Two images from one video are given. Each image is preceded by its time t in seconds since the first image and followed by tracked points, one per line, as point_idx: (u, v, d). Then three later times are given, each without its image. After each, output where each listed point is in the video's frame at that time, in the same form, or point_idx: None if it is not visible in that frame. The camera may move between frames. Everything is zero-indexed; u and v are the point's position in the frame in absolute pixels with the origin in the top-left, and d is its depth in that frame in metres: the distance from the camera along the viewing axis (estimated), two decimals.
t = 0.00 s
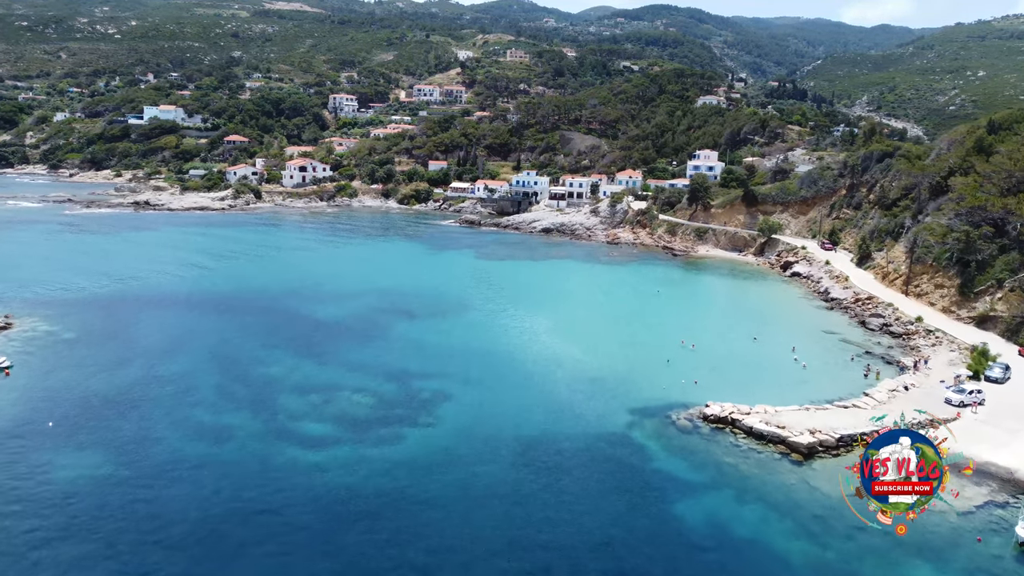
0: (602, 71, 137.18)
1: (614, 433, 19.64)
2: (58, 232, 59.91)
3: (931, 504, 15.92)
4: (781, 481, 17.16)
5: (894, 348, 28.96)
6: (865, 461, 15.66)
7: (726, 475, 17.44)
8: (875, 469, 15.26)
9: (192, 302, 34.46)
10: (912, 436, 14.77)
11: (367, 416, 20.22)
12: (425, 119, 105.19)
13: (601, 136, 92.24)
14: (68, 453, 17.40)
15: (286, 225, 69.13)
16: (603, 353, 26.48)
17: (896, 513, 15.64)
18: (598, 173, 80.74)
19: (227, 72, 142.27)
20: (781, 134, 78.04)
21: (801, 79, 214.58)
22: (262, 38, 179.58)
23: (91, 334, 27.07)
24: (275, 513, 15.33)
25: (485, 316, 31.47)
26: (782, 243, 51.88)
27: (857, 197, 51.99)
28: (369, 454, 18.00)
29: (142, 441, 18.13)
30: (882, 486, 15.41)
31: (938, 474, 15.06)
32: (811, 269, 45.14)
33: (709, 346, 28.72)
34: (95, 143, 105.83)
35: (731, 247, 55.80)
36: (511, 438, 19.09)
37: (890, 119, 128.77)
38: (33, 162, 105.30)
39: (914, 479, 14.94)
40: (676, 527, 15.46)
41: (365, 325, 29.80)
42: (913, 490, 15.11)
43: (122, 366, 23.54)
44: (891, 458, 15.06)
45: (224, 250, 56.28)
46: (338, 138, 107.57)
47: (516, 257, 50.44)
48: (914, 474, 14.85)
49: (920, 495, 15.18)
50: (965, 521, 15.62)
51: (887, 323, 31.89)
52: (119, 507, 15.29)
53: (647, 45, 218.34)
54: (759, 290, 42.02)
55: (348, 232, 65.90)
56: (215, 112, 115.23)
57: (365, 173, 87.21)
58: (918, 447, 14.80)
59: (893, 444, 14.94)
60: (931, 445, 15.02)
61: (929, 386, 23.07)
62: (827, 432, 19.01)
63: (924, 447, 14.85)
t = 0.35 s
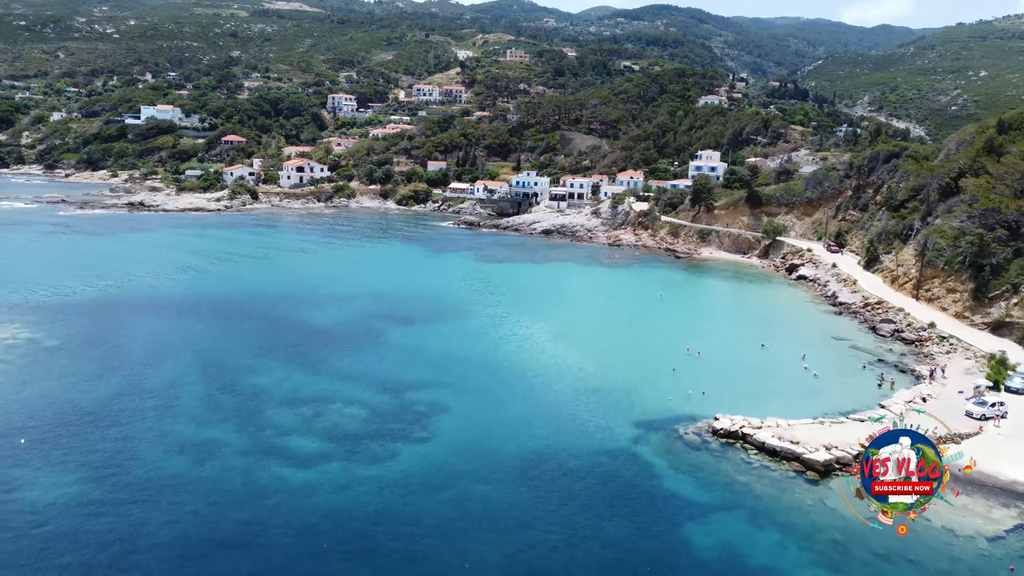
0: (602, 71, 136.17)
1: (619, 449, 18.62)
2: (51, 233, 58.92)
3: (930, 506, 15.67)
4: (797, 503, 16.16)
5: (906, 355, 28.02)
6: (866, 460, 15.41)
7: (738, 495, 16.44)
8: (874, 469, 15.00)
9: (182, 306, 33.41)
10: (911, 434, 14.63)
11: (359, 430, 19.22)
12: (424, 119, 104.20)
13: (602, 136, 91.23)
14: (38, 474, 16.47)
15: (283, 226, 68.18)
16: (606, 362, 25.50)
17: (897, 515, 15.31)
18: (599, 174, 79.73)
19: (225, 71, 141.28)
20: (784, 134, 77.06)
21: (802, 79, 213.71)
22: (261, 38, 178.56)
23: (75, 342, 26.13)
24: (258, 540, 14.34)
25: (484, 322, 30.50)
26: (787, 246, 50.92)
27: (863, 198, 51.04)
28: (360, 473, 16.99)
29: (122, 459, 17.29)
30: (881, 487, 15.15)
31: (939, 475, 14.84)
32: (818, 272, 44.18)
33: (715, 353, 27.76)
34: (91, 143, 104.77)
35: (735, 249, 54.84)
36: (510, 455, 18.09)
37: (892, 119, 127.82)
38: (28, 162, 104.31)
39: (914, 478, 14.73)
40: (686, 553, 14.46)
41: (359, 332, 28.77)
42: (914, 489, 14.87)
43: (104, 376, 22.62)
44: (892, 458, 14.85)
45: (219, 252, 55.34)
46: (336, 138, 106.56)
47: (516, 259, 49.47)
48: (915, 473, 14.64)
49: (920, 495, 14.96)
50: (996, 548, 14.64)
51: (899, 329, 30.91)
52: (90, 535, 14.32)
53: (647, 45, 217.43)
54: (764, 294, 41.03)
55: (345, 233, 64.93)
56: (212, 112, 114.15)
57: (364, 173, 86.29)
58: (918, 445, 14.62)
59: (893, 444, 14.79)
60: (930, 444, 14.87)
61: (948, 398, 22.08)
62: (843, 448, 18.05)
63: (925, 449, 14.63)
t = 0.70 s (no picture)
0: (603, 71, 135.02)
1: (623, 469, 17.51)
2: (42, 234, 57.86)
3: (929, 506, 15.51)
4: (816, 529, 15.09)
5: (921, 364, 26.92)
6: (863, 460, 15.16)
7: (753, 521, 15.36)
8: (875, 469, 14.77)
9: (170, 311, 32.31)
10: (914, 434, 14.48)
11: (349, 447, 18.11)
12: (423, 118, 103.14)
13: (602, 136, 90.13)
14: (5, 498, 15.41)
15: (281, 228, 67.11)
16: (609, 372, 24.42)
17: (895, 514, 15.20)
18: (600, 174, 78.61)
19: (223, 71, 140.12)
20: (787, 134, 75.99)
21: (803, 79, 212.55)
22: (260, 37, 177.40)
23: (56, 350, 25.08)
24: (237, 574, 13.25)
25: (482, 329, 29.42)
26: (792, 248, 49.84)
27: (870, 199, 49.97)
28: (349, 498, 15.88)
29: (96, 482, 16.24)
30: (882, 486, 14.90)
31: (939, 474, 14.77)
32: (825, 275, 43.12)
33: (723, 362, 26.68)
34: (86, 143, 103.64)
35: (739, 251, 53.77)
36: (509, 475, 16.99)
37: (893, 119, 126.74)
38: (24, 162, 103.23)
39: (915, 478, 14.63)
40: None
41: (352, 339, 27.66)
42: (914, 490, 14.75)
43: (83, 387, 21.57)
44: (892, 458, 14.75)
45: (214, 253, 54.26)
46: (335, 138, 105.48)
47: (516, 261, 48.37)
48: (915, 474, 14.55)
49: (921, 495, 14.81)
50: None
51: (912, 336, 29.81)
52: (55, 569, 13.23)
53: (648, 45, 216.37)
54: (771, 298, 39.96)
55: (343, 234, 63.87)
56: (209, 112, 112.98)
57: (362, 173, 85.25)
58: (918, 447, 14.54)
59: (893, 444, 14.63)
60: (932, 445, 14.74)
61: (970, 411, 20.97)
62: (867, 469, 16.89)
63: (925, 449, 14.61)
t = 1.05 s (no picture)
0: (603, 71, 134.02)
1: (629, 490, 16.48)
2: (35, 235, 56.90)
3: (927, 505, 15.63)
4: (835, 555, 14.12)
5: (937, 373, 25.87)
6: (863, 461, 15.38)
7: (768, 546, 14.40)
8: (876, 470, 14.99)
9: (159, 317, 31.28)
10: (914, 435, 14.78)
11: (337, 466, 17.07)
12: (422, 118, 102.20)
13: (603, 136, 89.14)
14: None
15: (278, 229, 66.14)
16: (612, 382, 23.44)
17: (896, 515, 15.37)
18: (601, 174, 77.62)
19: (221, 70, 139.14)
20: (790, 134, 75.09)
21: (804, 78, 211.42)
22: (259, 37, 176.35)
23: (37, 360, 24.08)
24: None
25: (480, 336, 28.41)
26: (797, 250, 48.91)
27: (877, 200, 49.01)
28: (338, 521, 14.92)
29: (71, 503, 15.31)
30: (881, 487, 15.16)
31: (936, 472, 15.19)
32: (832, 279, 42.12)
33: (730, 371, 25.69)
34: (82, 142, 102.63)
35: (743, 253, 52.83)
36: (508, 497, 16.00)
37: (895, 119, 125.71)
38: (20, 162, 102.27)
39: (915, 477, 15.00)
40: None
41: (345, 346, 26.66)
42: (914, 489, 15.07)
43: (63, 399, 20.62)
44: (892, 457, 14.99)
45: (209, 255, 53.26)
46: (333, 138, 104.46)
47: (516, 264, 47.37)
48: (914, 472, 14.94)
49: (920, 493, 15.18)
50: None
51: (925, 343, 28.79)
52: None
53: (648, 44, 215.41)
54: (776, 302, 39.01)
55: (340, 236, 62.94)
56: (207, 112, 112.00)
57: (360, 174, 84.28)
58: (918, 447, 14.83)
59: (893, 444, 14.85)
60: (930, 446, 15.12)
61: (993, 425, 19.98)
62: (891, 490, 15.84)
63: (924, 449, 14.92)
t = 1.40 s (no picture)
0: (604, 71, 132.94)
1: (637, 515, 15.42)
2: (27, 236, 55.81)
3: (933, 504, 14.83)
4: None
5: (954, 384, 24.79)
6: (863, 460, 14.57)
7: None
8: (873, 469, 14.21)
9: (147, 323, 30.22)
10: (913, 433, 13.72)
11: (324, 489, 15.98)
12: (421, 118, 101.10)
13: (604, 136, 88.01)
14: None
15: (274, 230, 65.07)
16: (616, 393, 22.39)
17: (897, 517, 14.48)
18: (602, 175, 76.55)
19: (220, 70, 138.02)
20: (793, 134, 74.01)
21: (804, 79, 210.37)
22: (258, 37, 175.19)
23: (14, 371, 23.01)
24: None
25: (478, 343, 27.36)
26: (803, 253, 47.84)
27: (885, 202, 47.91)
28: (323, 550, 13.80)
29: (38, 531, 14.21)
30: (880, 487, 14.35)
31: (940, 474, 14.11)
32: (840, 282, 41.07)
33: (739, 380, 24.65)
34: (78, 142, 101.49)
35: (747, 256, 51.69)
36: (507, 523, 14.91)
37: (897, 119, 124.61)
38: (15, 162, 101.14)
39: (914, 478, 14.03)
40: None
41: (338, 355, 25.64)
42: (914, 490, 14.09)
43: (39, 415, 19.54)
44: (891, 458, 14.06)
45: (203, 257, 52.22)
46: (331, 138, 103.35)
47: (516, 267, 46.32)
48: (914, 473, 13.95)
49: (919, 496, 14.13)
50: None
51: (941, 351, 27.73)
52: None
53: (649, 44, 214.39)
54: (782, 306, 37.96)
55: (337, 237, 61.87)
56: (205, 111, 110.86)
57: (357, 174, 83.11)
58: (918, 447, 13.80)
59: (893, 444, 13.90)
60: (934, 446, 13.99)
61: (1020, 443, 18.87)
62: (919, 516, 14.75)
63: (926, 449, 13.90)
